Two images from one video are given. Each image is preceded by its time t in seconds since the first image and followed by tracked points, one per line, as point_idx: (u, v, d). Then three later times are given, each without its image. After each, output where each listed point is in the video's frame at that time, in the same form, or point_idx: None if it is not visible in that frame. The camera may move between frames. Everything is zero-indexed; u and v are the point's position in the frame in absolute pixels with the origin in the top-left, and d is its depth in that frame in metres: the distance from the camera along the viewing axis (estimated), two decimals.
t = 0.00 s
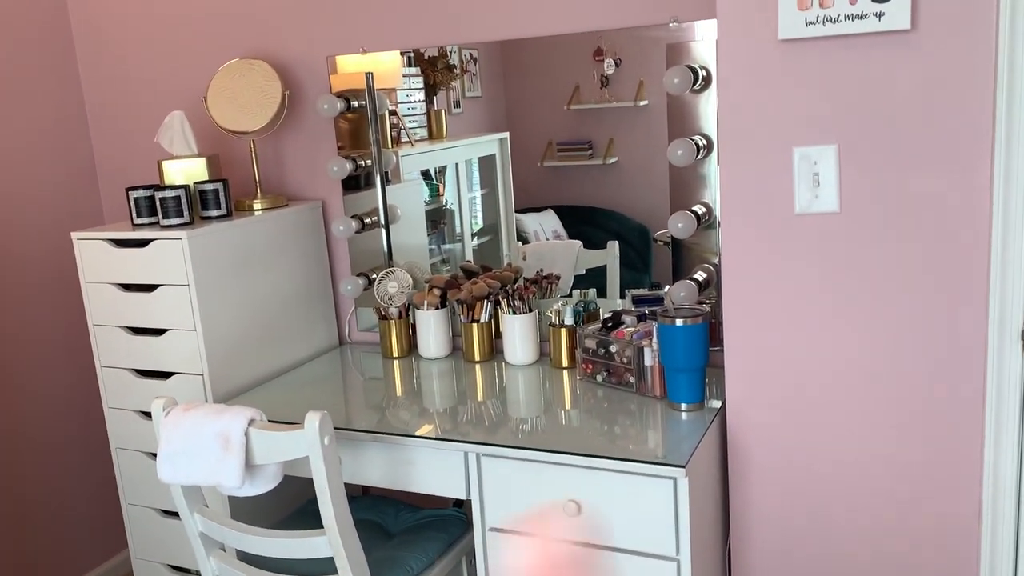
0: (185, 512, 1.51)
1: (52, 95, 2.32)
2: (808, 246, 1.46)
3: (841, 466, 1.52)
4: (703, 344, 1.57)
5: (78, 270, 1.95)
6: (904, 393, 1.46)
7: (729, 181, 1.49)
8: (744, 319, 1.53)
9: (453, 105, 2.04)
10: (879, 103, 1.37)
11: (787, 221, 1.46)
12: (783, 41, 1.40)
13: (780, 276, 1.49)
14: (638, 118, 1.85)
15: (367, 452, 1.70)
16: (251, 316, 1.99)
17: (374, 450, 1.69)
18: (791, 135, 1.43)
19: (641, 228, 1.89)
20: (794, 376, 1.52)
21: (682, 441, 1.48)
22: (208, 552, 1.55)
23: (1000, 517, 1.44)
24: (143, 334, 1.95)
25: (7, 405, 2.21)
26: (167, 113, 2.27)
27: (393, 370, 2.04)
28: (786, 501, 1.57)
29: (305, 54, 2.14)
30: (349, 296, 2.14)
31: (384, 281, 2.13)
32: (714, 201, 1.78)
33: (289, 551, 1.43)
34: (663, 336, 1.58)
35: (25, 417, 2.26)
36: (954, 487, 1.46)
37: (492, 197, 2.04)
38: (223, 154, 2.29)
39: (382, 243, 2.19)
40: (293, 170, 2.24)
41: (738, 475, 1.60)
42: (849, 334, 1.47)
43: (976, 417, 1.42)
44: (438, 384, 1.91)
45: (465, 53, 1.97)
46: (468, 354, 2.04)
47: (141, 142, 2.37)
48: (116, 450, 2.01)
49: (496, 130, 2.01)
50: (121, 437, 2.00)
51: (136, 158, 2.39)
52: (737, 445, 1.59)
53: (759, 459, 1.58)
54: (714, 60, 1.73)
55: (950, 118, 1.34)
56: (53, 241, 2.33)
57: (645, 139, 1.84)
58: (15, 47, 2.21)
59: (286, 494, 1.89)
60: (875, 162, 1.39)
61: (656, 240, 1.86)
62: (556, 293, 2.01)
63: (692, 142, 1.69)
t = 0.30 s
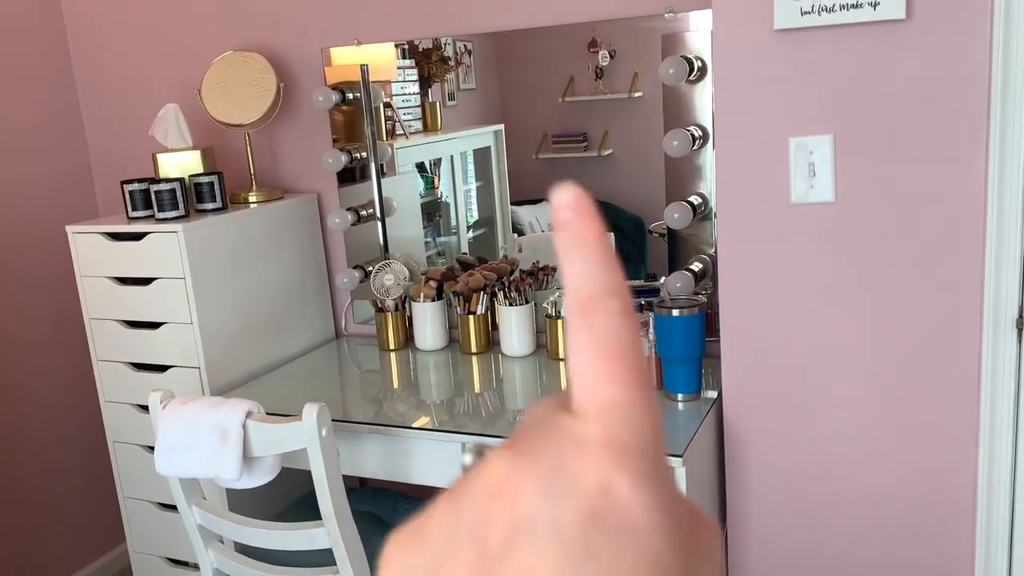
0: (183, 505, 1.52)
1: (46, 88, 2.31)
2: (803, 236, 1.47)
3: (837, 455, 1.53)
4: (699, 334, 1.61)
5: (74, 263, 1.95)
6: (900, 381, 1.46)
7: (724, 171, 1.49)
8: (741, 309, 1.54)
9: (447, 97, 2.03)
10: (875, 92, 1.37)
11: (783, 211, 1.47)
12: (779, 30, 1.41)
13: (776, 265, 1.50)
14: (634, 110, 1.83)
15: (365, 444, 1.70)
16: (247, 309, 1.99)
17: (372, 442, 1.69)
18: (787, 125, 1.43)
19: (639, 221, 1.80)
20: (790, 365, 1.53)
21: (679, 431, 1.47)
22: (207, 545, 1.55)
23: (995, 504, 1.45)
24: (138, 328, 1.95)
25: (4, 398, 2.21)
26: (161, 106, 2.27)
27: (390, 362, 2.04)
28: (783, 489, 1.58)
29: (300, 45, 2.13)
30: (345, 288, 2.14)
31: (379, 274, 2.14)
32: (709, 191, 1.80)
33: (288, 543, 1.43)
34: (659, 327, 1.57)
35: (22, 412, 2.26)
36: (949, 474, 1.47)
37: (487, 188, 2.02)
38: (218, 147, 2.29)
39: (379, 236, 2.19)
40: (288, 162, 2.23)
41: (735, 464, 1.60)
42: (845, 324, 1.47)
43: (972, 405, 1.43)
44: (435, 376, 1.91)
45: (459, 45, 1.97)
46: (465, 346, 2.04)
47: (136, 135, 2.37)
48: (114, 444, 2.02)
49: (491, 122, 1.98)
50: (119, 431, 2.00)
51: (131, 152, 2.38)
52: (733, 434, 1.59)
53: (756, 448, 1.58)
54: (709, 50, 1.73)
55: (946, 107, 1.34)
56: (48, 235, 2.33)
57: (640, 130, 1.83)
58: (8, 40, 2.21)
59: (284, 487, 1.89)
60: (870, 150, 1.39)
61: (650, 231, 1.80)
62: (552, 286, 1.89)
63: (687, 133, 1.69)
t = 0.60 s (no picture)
0: (180, 501, 1.52)
1: (41, 84, 2.30)
2: (800, 231, 1.47)
3: (834, 450, 1.53)
4: (697, 330, 1.59)
5: (70, 260, 1.95)
6: (897, 376, 1.46)
7: (720, 168, 1.49)
8: (738, 305, 1.54)
9: (444, 93, 2.03)
10: (872, 89, 1.37)
11: (780, 207, 1.47)
12: (776, 26, 1.40)
13: (772, 261, 1.50)
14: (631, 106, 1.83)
15: (362, 441, 1.70)
16: (244, 305, 1.99)
17: (369, 439, 1.69)
18: (783, 121, 1.43)
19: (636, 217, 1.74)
20: (787, 360, 1.53)
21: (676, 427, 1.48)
22: (204, 541, 1.55)
23: (991, 499, 1.46)
24: (135, 324, 1.94)
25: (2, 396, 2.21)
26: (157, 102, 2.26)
27: (388, 359, 2.04)
28: (780, 485, 1.58)
29: (296, 41, 2.13)
30: (342, 285, 2.14)
31: (377, 270, 2.13)
32: (707, 187, 1.79)
33: (286, 540, 1.43)
34: (656, 324, 1.59)
35: (20, 409, 2.26)
36: (946, 469, 1.47)
37: (484, 184, 2.02)
38: (214, 143, 2.28)
39: (376, 232, 2.19)
40: (284, 159, 2.23)
41: (732, 460, 1.60)
42: (841, 319, 1.48)
43: (968, 400, 1.43)
44: (432, 372, 1.91)
45: (456, 41, 1.97)
46: (462, 342, 2.04)
47: (132, 131, 2.36)
48: (110, 441, 2.01)
49: (488, 118, 1.99)
50: (116, 427, 2.00)
51: (128, 148, 2.38)
52: (730, 431, 1.59)
53: (754, 444, 1.58)
54: (707, 46, 1.73)
55: (942, 102, 1.34)
56: (45, 232, 2.33)
57: (637, 126, 1.83)
58: (4, 36, 2.20)
59: (281, 483, 1.89)
60: (867, 147, 1.39)
61: (649, 228, 1.76)
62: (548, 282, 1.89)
63: (683, 128, 1.69)
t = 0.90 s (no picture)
0: (179, 503, 1.52)
1: (41, 85, 2.30)
2: (799, 232, 1.47)
3: (833, 451, 1.53)
4: (696, 330, 1.58)
5: (69, 261, 1.95)
6: (896, 377, 1.46)
7: (719, 169, 1.49)
8: (737, 306, 1.54)
9: (444, 94, 2.03)
10: (871, 91, 1.37)
11: (779, 208, 1.47)
12: (775, 28, 1.40)
13: (771, 262, 1.50)
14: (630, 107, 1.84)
15: (361, 442, 1.70)
16: (243, 307, 1.99)
17: (368, 440, 1.69)
18: (782, 121, 1.43)
19: (633, 218, 1.89)
20: (786, 361, 1.53)
21: (675, 427, 1.49)
22: (204, 542, 1.55)
23: (990, 500, 1.46)
24: (134, 326, 1.94)
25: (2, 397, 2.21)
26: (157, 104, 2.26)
27: (387, 360, 2.04)
28: (779, 486, 1.58)
29: (295, 42, 2.13)
30: (341, 286, 2.14)
31: (376, 271, 2.12)
32: (706, 188, 1.79)
33: (285, 541, 1.43)
34: (655, 324, 1.59)
35: (19, 411, 2.26)
36: (945, 469, 1.47)
37: (484, 185, 2.01)
38: (214, 145, 2.29)
39: (375, 233, 2.19)
40: (283, 160, 2.23)
41: (731, 461, 1.60)
42: (841, 320, 1.48)
43: (966, 401, 1.43)
44: (431, 374, 1.91)
45: (455, 42, 1.97)
46: (462, 343, 2.04)
47: (131, 132, 2.36)
48: (110, 442, 2.01)
49: (488, 119, 2.00)
50: (115, 429, 2.00)
51: (127, 149, 2.38)
52: (729, 432, 1.59)
53: (753, 445, 1.58)
54: (705, 47, 1.73)
55: (940, 103, 1.34)
56: (44, 233, 2.33)
57: (636, 126, 1.84)
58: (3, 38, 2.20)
59: (281, 484, 1.90)
60: (866, 148, 1.39)
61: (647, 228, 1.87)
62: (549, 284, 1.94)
63: (682, 129, 1.69)
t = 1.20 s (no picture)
0: (174, 507, 1.52)
1: (39, 89, 2.30)
2: (795, 241, 1.47)
3: (828, 460, 1.53)
4: (691, 338, 1.58)
5: (66, 264, 1.95)
6: (890, 386, 1.47)
7: (715, 178, 1.49)
8: (733, 314, 1.54)
9: (442, 100, 2.04)
10: (867, 100, 1.38)
11: (774, 217, 1.47)
12: (770, 37, 1.41)
13: (766, 270, 1.50)
14: (627, 115, 1.85)
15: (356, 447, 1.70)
16: (240, 311, 1.99)
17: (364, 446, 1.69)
18: (778, 131, 1.44)
19: (631, 224, 1.89)
20: (781, 369, 1.53)
21: (670, 434, 1.50)
22: (198, 547, 1.55)
23: (983, 510, 1.46)
24: (130, 330, 1.95)
25: None
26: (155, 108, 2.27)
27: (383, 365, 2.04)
28: (774, 493, 1.59)
29: (294, 47, 2.13)
30: (338, 291, 2.15)
31: (373, 276, 2.14)
32: (702, 196, 1.79)
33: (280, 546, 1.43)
34: (650, 331, 1.59)
35: (16, 413, 2.27)
36: (940, 477, 1.48)
37: (482, 192, 2.05)
38: (212, 149, 2.29)
39: (372, 239, 2.19)
40: (281, 165, 2.24)
41: (726, 468, 1.61)
42: (835, 329, 1.48)
43: (960, 411, 1.44)
44: (427, 379, 1.91)
45: (454, 49, 1.97)
46: (458, 350, 2.04)
47: (129, 136, 2.37)
48: (106, 446, 2.01)
49: (485, 125, 2.01)
50: (110, 433, 2.00)
51: (126, 154, 2.39)
52: (724, 439, 1.60)
53: (747, 452, 1.58)
54: (702, 55, 1.73)
55: (935, 114, 1.35)
56: (43, 236, 2.33)
57: (634, 134, 1.85)
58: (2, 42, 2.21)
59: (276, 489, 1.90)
60: (862, 157, 1.40)
61: (645, 235, 1.87)
62: (546, 289, 2.01)
63: (679, 137, 1.70)
